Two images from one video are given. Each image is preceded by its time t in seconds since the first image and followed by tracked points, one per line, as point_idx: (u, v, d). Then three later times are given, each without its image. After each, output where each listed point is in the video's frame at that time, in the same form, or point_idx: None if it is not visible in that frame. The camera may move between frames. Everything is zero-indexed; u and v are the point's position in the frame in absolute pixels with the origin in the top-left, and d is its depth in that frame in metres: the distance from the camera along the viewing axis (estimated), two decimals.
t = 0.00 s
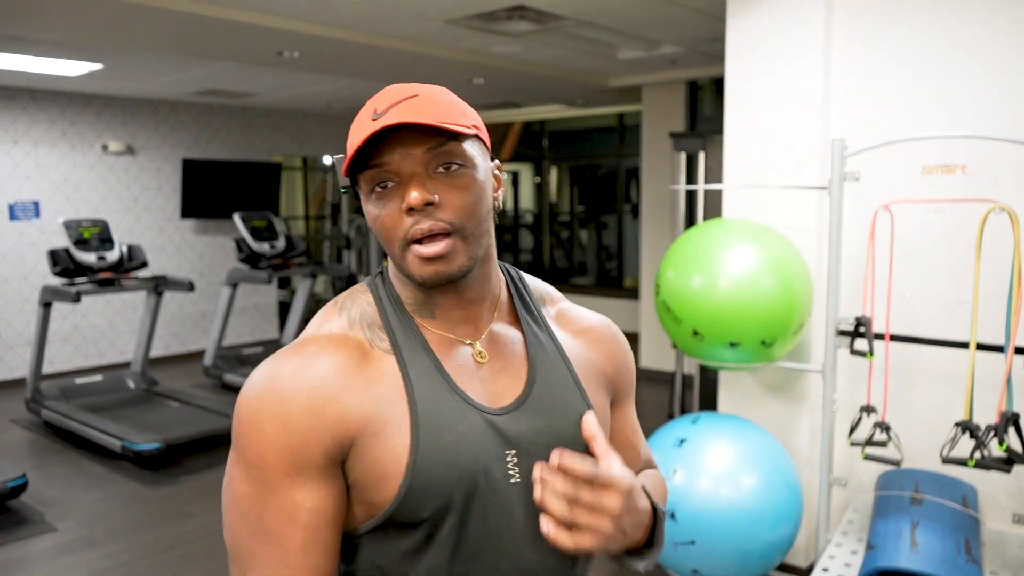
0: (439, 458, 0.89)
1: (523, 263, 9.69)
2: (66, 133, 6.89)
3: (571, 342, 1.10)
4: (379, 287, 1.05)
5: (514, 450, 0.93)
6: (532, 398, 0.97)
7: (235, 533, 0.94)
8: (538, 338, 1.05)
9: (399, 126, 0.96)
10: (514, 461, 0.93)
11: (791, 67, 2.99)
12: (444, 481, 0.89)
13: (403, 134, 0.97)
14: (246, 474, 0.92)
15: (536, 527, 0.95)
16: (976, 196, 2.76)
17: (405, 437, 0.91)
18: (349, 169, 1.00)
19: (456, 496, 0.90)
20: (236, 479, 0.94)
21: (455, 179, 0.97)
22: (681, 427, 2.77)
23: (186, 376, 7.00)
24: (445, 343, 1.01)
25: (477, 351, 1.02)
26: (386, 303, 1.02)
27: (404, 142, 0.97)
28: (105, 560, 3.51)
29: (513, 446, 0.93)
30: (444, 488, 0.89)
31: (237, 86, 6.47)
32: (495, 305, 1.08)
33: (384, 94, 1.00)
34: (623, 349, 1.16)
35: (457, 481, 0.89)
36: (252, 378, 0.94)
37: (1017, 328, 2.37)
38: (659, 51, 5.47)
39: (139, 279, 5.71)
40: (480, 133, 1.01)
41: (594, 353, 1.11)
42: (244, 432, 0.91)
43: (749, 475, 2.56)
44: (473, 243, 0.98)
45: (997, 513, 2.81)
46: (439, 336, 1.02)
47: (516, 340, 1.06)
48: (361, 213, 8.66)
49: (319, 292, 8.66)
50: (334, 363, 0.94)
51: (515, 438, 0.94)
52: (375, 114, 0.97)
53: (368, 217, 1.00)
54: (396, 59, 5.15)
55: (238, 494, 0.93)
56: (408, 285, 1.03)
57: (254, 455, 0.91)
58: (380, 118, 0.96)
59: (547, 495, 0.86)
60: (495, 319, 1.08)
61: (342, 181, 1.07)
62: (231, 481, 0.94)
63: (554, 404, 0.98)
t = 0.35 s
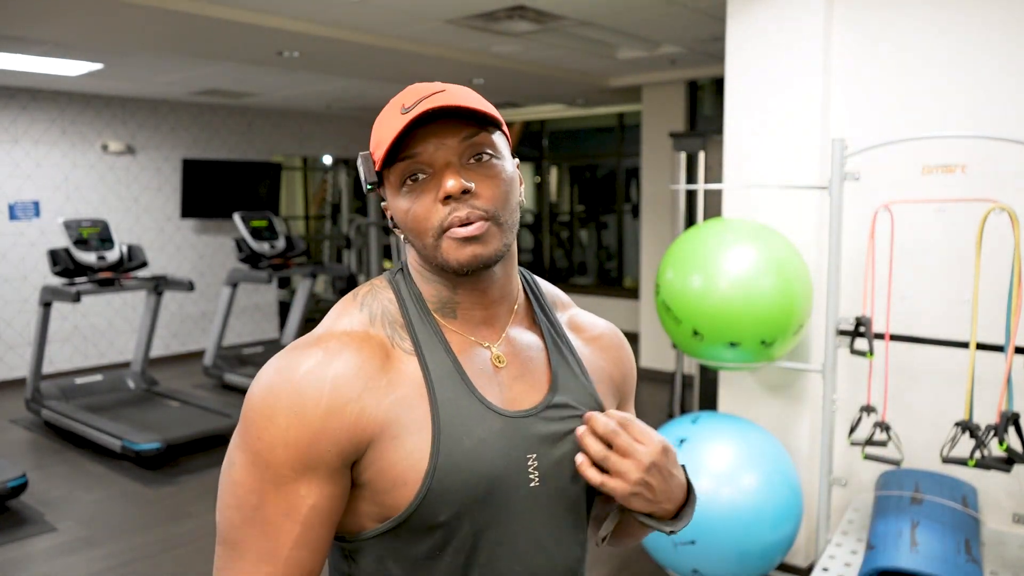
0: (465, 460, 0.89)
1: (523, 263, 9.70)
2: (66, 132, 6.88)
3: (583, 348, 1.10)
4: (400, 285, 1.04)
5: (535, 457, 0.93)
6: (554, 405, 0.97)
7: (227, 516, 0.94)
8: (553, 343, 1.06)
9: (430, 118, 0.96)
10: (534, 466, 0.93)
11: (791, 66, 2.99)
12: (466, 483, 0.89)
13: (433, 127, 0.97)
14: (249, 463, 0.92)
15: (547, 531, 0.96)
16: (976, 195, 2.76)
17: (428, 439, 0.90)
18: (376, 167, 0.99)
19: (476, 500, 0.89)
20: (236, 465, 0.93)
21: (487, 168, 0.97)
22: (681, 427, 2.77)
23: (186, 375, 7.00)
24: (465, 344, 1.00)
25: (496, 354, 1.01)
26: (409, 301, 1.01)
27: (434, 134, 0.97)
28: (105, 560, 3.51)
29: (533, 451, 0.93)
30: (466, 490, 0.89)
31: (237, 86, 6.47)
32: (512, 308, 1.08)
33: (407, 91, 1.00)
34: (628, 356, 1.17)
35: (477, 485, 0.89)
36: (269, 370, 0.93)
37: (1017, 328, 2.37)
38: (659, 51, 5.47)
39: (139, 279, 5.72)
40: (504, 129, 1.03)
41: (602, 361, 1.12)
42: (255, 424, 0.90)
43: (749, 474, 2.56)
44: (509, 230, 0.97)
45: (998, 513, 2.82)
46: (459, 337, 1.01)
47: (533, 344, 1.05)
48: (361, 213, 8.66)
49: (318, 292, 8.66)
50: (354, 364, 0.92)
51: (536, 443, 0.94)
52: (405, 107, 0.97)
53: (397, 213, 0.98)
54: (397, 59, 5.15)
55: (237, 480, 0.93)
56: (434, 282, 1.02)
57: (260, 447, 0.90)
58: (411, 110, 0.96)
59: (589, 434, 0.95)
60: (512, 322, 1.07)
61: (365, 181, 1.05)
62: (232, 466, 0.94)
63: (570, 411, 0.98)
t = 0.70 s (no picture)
0: (441, 450, 0.89)
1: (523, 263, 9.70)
2: (66, 133, 6.88)
3: (579, 344, 1.08)
4: (388, 286, 1.05)
5: (521, 444, 0.92)
6: (541, 398, 0.95)
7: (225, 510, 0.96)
8: (547, 337, 1.04)
9: (409, 119, 0.95)
10: (520, 456, 0.92)
11: (791, 65, 2.99)
12: (444, 473, 0.88)
13: (413, 128, 0.96)
14: (239, 453, 0.95)
15: (543, 525, 0.93)
16: (976, 195, 2.76)
17: (403, 427, 0.90)
18: (360, 178, 0.97)
19: (458, 487, 0.89)
20: (233, 459, 0.96)
21: (471, 162, 0.98)
22: (681, 427, 2.77)
23: (187, 376, 7.00)
24: (454, 340, 1.00)
25: (483, 349, 1.01)
26: (395, 299, 1.02)
27: (417, 135, 0.96)
28: (105, 560, 3.51)
29: (519, 439, 0.92)
30: (445, 478, 0.88)
31: (237, 86, 6.47)
32: (504, 302, 1.07)
33: (380, 98, 0.99)
34: (633, 351, 1.13)
35: (458, 473, 0.89)
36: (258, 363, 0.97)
37: (1017, 328, 2.36)
38: (659, 52, 5.48)
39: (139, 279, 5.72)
40: (476, 120, 1.03)
41: (600, 355, 1.08)
42: (242, 414, 0.93)
43: (749, 474, 2.56)
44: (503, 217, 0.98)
45: (997, 513, 2.82)
46: (449, 333, 1.01)
47: (524, 339, 1.04)
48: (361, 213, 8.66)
49: (319, 292, 8.66)
50: (335, 351, 0.95)
51: (520, 434, 0.92)
52: (380, 113, 0.97)
53: (388, 220, 0.97)
54: (397, 59, 5.15)
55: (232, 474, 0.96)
56: (424, 281, 1.02)
57: (247, 436, 0.93)
58: (386, 117, 0.96)
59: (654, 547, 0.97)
60: (505, 317, 1.06)
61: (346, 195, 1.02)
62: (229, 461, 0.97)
63: (561, 399, 0.96)
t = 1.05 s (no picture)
0: (443, 459, 0.88)
1: (523, 263, 9.71)
2: (66, 133, 6.88)
3: (572, 350, 1.09)
4: (381, 292, 1.04)
5: (521, 451, 0.92)
6: (537, 403, 0.96)
7: (228, 530, 0.96)
8: (540, 341, 1.05)
9: (430, 110, 0.96)
10: (521, 462, 0.92)
11: (791, 65, 2.99)
12: (446, 484, 0.88)
13: (434, 118, 0.97)
14: (240, 475, 0.94)
15: (544, 529, 0.94)
16: (976, 195, 2.76)
17: (406, 441, 0.90)
18: (369, 159, 0.97)
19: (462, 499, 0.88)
20: (232, 481, 0.96)
21: (483, 165, 0.98)
22: (680, 427, 2.78)
23: (187, 375, 7.00)
24: (449, 346, 1.00)
25: (478, 354, 1.01)
26: (390, 307, 1.02)
27: (436, 127, 0.96)
28: (105, 560, 3.51)
29: (519, 446, 0.92)
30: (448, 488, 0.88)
31: (237, 86, 6.47)
32: (497, 307, 1.07)
33: (401, 89, 1.00)
34: (619, 354, 1.14)
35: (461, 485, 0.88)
36: (251, 382, 0.95)
37: (1018, 328, 2.36)
38: (659, 52, 5.48)
39: (139, 279, 5.71)
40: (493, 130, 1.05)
41: (593, 360, 1.10)
42: (242, 437, 0.92)
43: (749, 474, 2.56)
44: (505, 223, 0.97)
45: (997, 512, 2.82)
46: (443, 338, 1.01)
47: (517, 342, 1.04)
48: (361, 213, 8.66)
49: (319, 292, 8.67)
50: (333, 365, 0.94)
51: (520, 440, 0.93)
52: (402, 101, 0.97)
53: (392, 204, 0.96)
54: (396, 59, 5.15)
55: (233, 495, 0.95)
56: (421, 281, 1.02)
57: (248, 458, 0.92)
58: (408, 103, 0.96)
59: None
60: (498, 321, 1.07)
61: (351, 176, 1.01)
62: (227, 482, 0.96)
63: (557, 405, 0.97)
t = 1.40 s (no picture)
0: (454, 474, 0.88)
1: (523, 264, 9.70)
2: (66, 133, 6.88)
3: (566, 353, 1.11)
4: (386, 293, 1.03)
5: (528, 462, 0.92)
6: (539, 410, 0.97)
7: (211, 534, 0.93)
8: (541, 350, 1.06)
9: (482, 101, 0.96)
10: (527, 471, 0.92)
11: (790, 65, 2.99)
12: (456, 496, 0.88)
13: (485, 109, 0.97)
14: (233, 481, 0.91)
15: (544, 536, 0.95)
16: (976, 195, 2.76)
17: (417, 454, 0.89)
18: (411, 138, 0.95)
19: (470, 510, 0.88)
20: (220, 488, 0.93)
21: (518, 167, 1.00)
22: (681, 428, 2.78)
23: (187, 376, 7.00)
24: (454, 350, 1.00)
25: (482, 359, 1.01)
26: (397, 309, 1.01)
27: (485, 117, 0.97)
28: (105, 560, 3.51)
29: (526, 454, 0.92)
30: (458, 503, 0.88)
31: (237, 86, 6.47)
32: (498, 313, 1.08)
33: (447, 81, 1.00)
34: (608, 359, 1.16)
35: (468, 497, 0.88)
36: (250, 385, 0.92)
37: (1017, 328, 2.36)
38: (659, 52, 5.48)
39: (139, 279, 5.72)
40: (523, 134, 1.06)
41: (586, 366, 1.12)
42: (240, 445, 0.89)
43: (749, 475, 2.56)
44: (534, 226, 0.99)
45: (997, 512, 2.82)
46: (448, 342, 1.01)
47: (518, 349, 1.05)
48: (361, 213, 8.66)
49: (319, 292, 8.67)
50: (339, 373, 0.92)
51: (525, 451, 0.93)
52: (447, 88, 0.98)
53: (429, 187, 0.95)
54: (397, 59, 5.15)
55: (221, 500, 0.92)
56: (435, 278, 1.01)
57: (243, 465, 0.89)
58: (455, 92, 0.97)
59: None
60: (499, 326, 1.08)
61: (382, 154, 0.99)
62: (214, 485, 0.93)
63: (560, 415, 0.98)
